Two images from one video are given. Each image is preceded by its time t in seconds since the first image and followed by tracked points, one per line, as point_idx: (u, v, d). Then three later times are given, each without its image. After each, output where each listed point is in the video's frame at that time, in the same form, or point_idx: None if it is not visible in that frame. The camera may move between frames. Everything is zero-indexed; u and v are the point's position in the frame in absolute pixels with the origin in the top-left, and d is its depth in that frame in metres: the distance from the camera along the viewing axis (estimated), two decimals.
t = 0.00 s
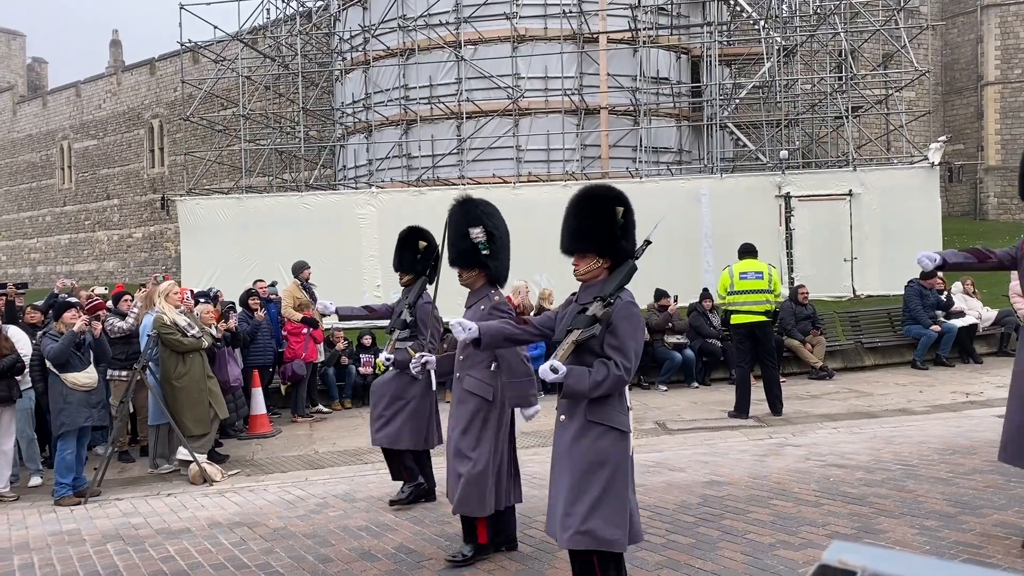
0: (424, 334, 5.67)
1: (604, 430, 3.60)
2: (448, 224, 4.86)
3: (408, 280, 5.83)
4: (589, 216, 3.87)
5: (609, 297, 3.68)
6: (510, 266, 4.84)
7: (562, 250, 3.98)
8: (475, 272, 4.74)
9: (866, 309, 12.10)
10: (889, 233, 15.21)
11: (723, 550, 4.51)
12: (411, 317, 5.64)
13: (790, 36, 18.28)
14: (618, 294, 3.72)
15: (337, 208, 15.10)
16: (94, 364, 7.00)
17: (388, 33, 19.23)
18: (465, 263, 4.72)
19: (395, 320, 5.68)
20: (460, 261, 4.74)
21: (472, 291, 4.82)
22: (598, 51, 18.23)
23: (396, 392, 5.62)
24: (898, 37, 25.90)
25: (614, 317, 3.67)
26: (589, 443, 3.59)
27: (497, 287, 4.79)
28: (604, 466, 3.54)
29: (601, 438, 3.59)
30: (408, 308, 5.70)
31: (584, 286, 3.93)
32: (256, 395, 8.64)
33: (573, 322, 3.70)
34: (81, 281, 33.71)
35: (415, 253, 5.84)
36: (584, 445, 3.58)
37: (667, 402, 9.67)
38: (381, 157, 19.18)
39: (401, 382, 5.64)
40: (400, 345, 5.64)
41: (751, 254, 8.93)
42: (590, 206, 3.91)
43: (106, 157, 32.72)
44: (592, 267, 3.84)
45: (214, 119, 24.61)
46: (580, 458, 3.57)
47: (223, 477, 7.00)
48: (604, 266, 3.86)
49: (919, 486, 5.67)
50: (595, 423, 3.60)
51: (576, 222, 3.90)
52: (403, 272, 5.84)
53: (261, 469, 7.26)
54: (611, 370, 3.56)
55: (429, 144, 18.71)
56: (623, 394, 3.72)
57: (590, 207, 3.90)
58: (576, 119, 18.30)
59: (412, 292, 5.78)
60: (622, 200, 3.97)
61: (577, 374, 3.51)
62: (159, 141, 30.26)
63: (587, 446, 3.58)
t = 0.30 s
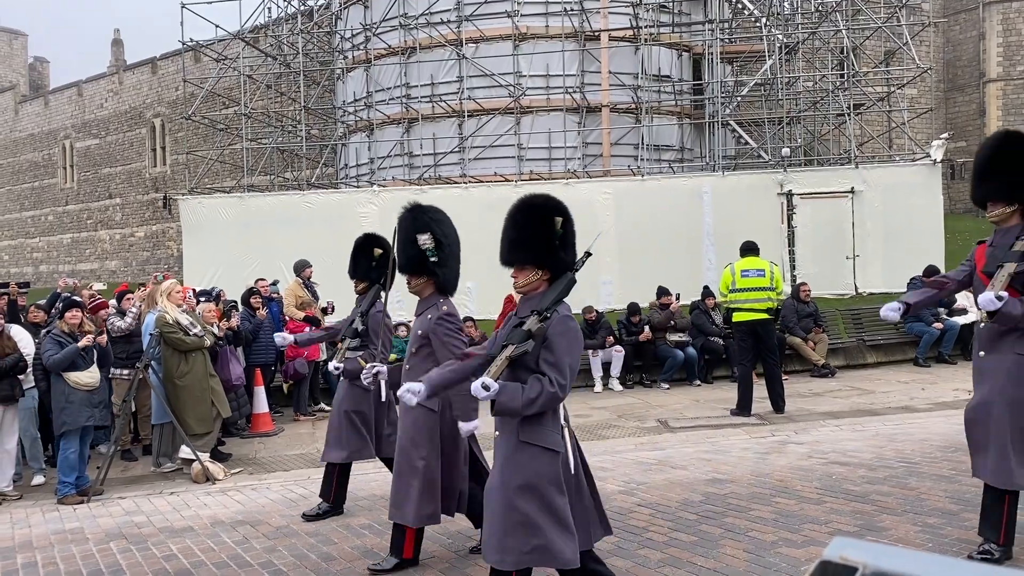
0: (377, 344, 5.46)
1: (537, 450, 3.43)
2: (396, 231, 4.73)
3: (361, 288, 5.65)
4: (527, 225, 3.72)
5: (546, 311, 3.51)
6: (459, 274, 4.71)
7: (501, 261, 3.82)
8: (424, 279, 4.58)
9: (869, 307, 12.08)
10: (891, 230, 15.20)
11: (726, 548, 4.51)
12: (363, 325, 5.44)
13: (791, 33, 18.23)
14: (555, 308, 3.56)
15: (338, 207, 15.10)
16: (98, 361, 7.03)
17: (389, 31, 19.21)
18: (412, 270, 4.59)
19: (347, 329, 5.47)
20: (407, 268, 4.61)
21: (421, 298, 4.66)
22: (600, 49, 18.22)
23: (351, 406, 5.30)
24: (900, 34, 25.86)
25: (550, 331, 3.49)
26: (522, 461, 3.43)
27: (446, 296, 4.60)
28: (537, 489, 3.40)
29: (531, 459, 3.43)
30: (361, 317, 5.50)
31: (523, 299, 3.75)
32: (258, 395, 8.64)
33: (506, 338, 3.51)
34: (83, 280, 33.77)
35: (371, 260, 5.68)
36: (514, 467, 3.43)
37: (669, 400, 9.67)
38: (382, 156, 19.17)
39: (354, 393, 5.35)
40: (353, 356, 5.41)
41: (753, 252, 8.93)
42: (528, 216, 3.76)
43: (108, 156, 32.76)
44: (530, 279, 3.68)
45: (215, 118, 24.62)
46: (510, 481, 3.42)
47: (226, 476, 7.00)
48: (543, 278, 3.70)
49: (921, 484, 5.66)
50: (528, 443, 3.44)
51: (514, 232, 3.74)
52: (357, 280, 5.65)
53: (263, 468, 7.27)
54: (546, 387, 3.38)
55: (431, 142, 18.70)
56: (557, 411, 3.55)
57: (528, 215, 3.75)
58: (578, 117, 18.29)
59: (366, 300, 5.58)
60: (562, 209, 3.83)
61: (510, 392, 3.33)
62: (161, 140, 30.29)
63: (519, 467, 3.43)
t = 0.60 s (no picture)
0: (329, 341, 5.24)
1: (475, 450, 3.34)
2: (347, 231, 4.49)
3: (312, 285, 5.40)
4: (457, 219, 3.57)
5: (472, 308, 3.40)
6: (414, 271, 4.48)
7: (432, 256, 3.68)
8: (377, 277, 4.37)
9: (871, 304, 12.07)
10: (893, 228, 15.19)
11: (728, 545, 4.52)
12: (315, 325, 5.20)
13: (793, 30, 18.16)
14: (485, 304, 3.45)
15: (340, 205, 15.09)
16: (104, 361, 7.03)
17: (391, 30, 19.18)
18: (364, 269, 4.37)
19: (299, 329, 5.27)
20: (360, 267, 4.40)
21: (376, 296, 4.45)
22: (601, 47, 18.21)
23: (312, 407, 5.16)
24: (902, 30, 25.81)
25: (477, 328, 3.38)
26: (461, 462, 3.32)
27: (400, 294, 4.39)
28: (477, 492, 3.30)
29: (469, 461, 3.33)
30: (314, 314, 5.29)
31: (455, 295, 3.62)
32: (260, 394, 8.65)
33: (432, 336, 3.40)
34: (86, 280, 33.82)
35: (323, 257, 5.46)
36: (453, 470, 3.33)
37: (672, 398, 9.66)
38: (384, 154, 19.16)
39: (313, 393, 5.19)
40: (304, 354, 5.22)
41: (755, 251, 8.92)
42: (459, 210, 3.59)
43: (110, 155, 32.78)
44: (461, 275, 3.55)
45: (217, 117, 24.63)
46: (449, 486, 3.31)
47: (228, 475, 7.00)
48: (474, 274, 3.56)
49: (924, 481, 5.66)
50: (465, 444, 3.34)
51: (445, 226, 3.59)
52: (308, 277, 5.40)
53: (268, 467, 7.27)
54: (472, 385, 3.27)
55: (432, 141, 18.67)
56: (494, 408, 3.45)
57: (458, 208, 3.59)
58: (579, 115, 18.27)
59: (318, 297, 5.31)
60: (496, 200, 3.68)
61: (433, 392, 3.22)
62: (163, 139, 30.32)
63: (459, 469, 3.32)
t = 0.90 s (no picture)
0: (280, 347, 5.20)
1: (405, 461, 3.29)
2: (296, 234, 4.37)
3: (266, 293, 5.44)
4: (392, 228, 3.50)
5: (404, 320, 3.36)
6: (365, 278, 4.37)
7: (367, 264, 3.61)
8: (326, 283, 4.25)
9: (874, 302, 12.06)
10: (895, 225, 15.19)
11: (731, 543, 4.52)
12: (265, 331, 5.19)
13: (795, 27, 18.14)
14: (416, 315, 3.41)
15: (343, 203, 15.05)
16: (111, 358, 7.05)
17: (392, 28, 19.18)
18: (312, 275, 4.25)
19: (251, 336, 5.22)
20: (308, 273, 4.27)
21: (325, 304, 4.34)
22: (602, 45, 18.21)
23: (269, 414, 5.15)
24: (904, 28, 25.77)
25: (409, 340, 3.33)
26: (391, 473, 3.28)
27: (350, 300, 4.29)
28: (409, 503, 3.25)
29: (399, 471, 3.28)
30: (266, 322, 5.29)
31: (388, 305, 3.57)
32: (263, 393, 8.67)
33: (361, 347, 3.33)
34: (88, 279, 33.84)
35: (275, 264, 5.46)
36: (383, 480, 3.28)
37: (674, 396, 9.66)
38: (386, 152, 19.13)
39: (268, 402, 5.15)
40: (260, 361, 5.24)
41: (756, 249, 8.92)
42: (390, 219, 3.53)
43: (111, 154, 32.79)
44: (393, 285, 3.50)
45: (219, 116, 24.66)
46: (380, 498, 3.27)
47: (229, 473, 7.01)
48: (407, 283, 3.52)
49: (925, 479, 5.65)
50: (395, 455, 3.29)
51: (379, 234, 3.52)
52: (261, 284, 5.44)
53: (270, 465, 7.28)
54: (400, 398, 3.20)
55: (433, 139, 18.65)
56: (424, 417, 3.40)
57: (392, 216, 3.53)
58: (581, 113, 18.26)
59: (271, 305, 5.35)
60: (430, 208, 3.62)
61: (361, 403, 3.14)
62: (164, 138, 30.34)
63: (389, 480, 3.28)
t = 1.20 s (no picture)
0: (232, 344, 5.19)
1: (342, 459, 3.28)
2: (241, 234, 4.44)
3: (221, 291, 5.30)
4: (331, 224, 3.51)
5: (348, 315, 3.36)
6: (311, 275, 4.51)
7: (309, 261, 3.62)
8: (273, 283, 4.37)
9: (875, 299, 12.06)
10: (896, 223, 15.19)
11: (732, 541, 4.52)
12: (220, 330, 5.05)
13: (795, 24, 18.12)
14: (362, 311, 3.40)
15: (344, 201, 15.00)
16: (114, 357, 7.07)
17: (392, 26, 19.18)
18: (258, 274, 4.34)
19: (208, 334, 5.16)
20: (254, 272, 4.36)
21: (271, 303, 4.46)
22: (603, 43, 18.19)
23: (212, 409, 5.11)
24: (904, 25, 25.75)
25: (352, 336, 3.33)
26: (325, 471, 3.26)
27: (299, 300, 4.45)
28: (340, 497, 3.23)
29: (338, 469, 3.26)
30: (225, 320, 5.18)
31: (330, 302, 3.56)
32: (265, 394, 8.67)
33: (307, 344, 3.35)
34: (89, 278, 33.86)
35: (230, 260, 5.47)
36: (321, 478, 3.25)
37: (675, 394, 9.67)
38: (386, 151, 19.14)
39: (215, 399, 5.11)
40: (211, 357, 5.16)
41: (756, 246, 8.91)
42: (326, 215, 3.54)
43: (112, 153, 32.81)
44: (336, 280, 3.50)
45: (219, 115, 24.68)
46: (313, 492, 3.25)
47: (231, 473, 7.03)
48: (351, 279, 3.52)
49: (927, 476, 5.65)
50: (333, 452, 3.28)
51: (317, 230, 3.52)
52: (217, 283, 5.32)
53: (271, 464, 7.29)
54: (346, 394, 3.21)
55: (433, 138, 18.65)
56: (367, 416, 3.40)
57: (330, 212, 3.54)
58: (581, 111, 18.24)
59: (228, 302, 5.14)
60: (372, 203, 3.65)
61: (306, 401, 3.16)
62: (165, 137, 30.36)
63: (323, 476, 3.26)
